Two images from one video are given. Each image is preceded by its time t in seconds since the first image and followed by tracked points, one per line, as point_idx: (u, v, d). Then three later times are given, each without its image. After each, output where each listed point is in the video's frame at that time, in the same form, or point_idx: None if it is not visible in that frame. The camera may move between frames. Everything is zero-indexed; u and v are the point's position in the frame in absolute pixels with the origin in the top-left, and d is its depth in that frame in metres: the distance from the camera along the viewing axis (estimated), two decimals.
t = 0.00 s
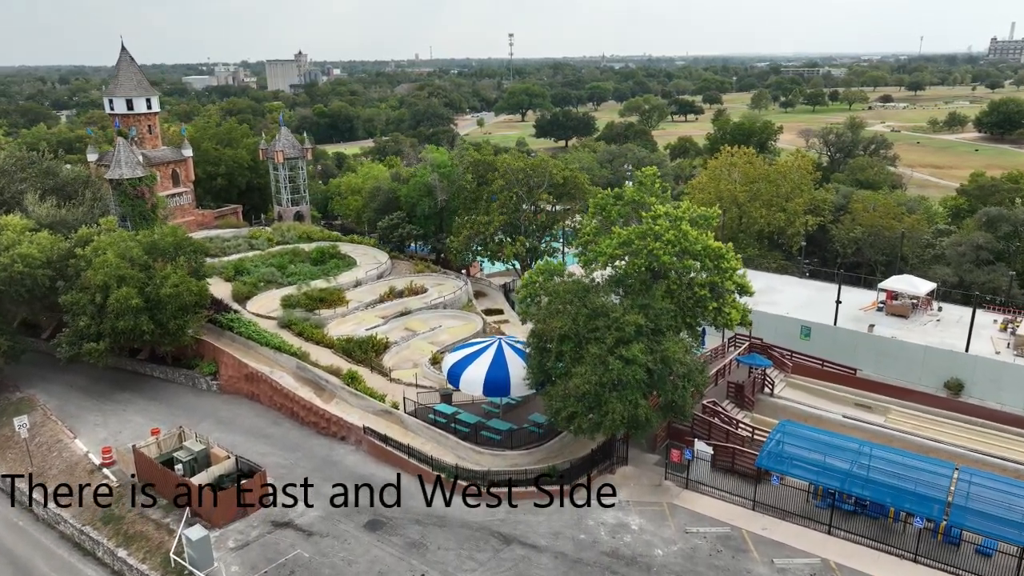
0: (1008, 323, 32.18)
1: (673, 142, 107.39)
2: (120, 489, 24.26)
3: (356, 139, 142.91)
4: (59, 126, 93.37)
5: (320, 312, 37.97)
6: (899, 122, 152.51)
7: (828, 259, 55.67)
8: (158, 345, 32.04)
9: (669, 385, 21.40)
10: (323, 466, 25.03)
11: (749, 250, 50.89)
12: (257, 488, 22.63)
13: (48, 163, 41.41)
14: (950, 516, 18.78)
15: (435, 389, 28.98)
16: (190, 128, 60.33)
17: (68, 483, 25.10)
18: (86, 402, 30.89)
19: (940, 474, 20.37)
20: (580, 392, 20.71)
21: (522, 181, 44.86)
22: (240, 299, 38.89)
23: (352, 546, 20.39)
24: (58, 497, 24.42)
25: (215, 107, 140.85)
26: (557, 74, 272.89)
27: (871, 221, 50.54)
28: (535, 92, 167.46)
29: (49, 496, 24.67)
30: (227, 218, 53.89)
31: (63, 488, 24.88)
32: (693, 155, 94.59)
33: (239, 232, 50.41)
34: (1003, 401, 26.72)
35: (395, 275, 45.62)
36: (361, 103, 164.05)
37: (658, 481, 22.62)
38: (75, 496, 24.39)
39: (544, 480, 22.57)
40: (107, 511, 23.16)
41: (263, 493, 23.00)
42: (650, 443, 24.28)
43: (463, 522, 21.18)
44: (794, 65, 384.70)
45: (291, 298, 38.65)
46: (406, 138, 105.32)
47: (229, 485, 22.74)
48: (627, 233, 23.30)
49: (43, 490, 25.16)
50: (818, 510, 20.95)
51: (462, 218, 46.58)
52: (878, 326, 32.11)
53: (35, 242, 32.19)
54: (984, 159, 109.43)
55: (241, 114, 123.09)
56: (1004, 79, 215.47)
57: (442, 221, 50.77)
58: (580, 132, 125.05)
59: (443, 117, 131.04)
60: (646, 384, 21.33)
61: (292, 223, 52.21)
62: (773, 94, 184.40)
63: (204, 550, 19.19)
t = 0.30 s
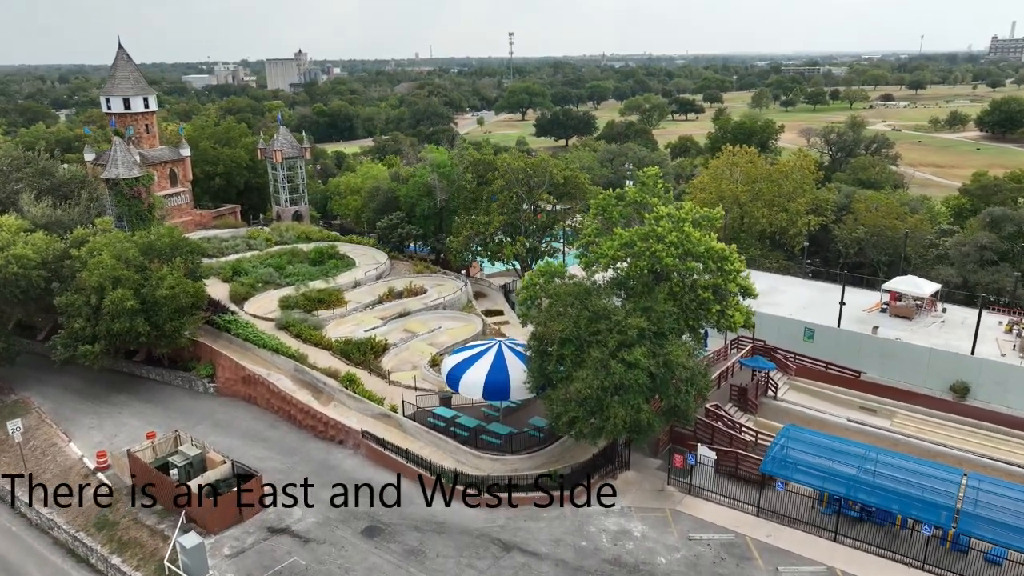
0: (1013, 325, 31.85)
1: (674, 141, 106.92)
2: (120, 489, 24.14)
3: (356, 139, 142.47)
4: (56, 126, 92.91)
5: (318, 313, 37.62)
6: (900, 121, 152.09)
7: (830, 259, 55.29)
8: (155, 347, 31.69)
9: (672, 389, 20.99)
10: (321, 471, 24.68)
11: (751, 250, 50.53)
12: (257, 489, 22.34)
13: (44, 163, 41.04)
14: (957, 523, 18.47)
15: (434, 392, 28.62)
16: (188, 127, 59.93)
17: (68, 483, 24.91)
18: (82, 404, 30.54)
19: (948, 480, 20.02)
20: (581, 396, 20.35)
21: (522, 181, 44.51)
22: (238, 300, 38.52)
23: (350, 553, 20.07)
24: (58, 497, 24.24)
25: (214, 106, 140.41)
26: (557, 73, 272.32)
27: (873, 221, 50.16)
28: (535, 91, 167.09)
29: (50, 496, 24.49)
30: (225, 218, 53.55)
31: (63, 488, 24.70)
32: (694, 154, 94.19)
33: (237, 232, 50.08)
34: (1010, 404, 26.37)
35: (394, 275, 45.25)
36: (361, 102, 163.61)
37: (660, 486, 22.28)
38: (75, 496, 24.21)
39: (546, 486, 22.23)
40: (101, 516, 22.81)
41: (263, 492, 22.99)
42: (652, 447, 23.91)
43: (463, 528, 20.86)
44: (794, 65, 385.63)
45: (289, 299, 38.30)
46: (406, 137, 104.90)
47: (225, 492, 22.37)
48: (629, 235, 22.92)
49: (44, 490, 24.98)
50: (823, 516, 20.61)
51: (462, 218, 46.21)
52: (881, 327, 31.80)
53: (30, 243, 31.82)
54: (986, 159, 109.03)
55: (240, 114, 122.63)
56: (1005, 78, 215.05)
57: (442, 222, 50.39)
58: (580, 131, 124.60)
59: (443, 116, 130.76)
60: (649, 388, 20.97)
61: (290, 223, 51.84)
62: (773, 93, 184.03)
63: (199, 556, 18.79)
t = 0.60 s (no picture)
0: (1020, 328, 31.47)
1: (674, 141, 106.57)
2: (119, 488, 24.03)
3: (355, 138, 142.00)
4: (55, 125, 92.61)
5: (316, 315, 37.20)
6: (902, 121, 151.56)
7: (833, 260, 54.90)
8: (150, 350, 31.29)
9: (675, 395, 20.59)
10: (318, 477, 24.29)
11: (753, 251, 50.12)
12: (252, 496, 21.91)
13: (40, 163, 40.58)
14: (968, 533, 18.10)
15: (433, 396, 28.22)
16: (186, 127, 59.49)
17: (68, 483, 24.64)
18: (76, 408, 30.15)
19: (957, 488, 19.67)
20: (583, 402, 19.95)
21: (522, 181, 44.12)
22: (235, 301, 38.11)
23: (347, 562, 19.67)
24: (59, 497, 24.01)
25: (214, 106, 140.03)
26: (558, 72, 271.79)
27: (876, 221, 49.72)
28: (535, 90, 166.73)
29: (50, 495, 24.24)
30: (224, 218, 53.17)
31: (63, 488, 24.43)
32: (695, 154, 93.77)
33: (235, 233, 49.69)
34: (1017, 409, 26.08)
35: (393, 276, 44.82)
36: (360, 101, 163.14)
37: (663, 494, 21.88)
38: (75, 497, 23.99)
39: (546, 493, 21.86)
40: (94, 523, 22.41)
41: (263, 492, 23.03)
42: (655, 453, 23.50)
43: (462, 536, 20.48)
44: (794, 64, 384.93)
45: (287, 301, 37.92)
46: (405, 137, 104.53)
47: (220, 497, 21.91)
48: (631, 237, 22.47)
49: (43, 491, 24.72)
50: (829, 524, 20.25)
51: (461, 218, 45.79)
52: (886, 330, 31.41)
53: (24, 244, 31.39)
54: (987, 159, 108.55)
55: (239, 113, 122.23)
56: (1006, 78, 214.51)
57: (441, 222, 49.98)
58: (581, 131, 124.14)
59: (443, 116, 130.47)
60: (652, 393, 20.56)
61: (288, 224, 51.45)
62: (774, 92, 183.60)
63: (191, 565, 18.36)
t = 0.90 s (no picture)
0: None
1: (675, 141, 106.11)
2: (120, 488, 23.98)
3: (355, 138, 141.39)
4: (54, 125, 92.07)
5: (314, 318, 36.71)
6: (903, 121, 151.01)
7: (836, 261, 54.38)
8: (145, 354, 30.77)
9: (680, 403, 20.09)
10: (314, 485, 23.78)
11: (755, 252, 49.59)
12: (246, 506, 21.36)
13: (34, 163, 40.01)
14: (982, 546, 17.60)
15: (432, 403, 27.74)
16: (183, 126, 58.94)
17: (67, 484, 24.53)
18: (69, 413, 29.63)
19: (970, 499, 19.17)
20: (585, 411, 19.43)
21: (523, 182, 43.62)
22: (232, 304, 37.61)
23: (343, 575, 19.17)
24: (58, 497, 23.84)
25: (213, 105, 139.44)
26: (558, 71, 272.55)
27: (880, 222, 49.20)
28: (535, 90, 166.25)
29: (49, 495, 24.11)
30: (221, 219, 52.67)
31: (63, 488, 24.31)
32: (696, 154, 93.25)
33: (233, 234, 49.20)
34: None
35: (392, 278, 44.30)
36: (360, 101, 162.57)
37: (667, 503, 21.38)
38: (75, 497, 23.84)
39: (548, 503, 21.35)
40: (85, 534, 21.91)
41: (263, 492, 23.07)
42: (658, 462, 23.03)
43: (461, 548, 19.98)
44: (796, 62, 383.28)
45: (284, 304, 37.43)
46: (405, 137, 104.01)
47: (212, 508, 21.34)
48: (634, 241, 21.92)
49: (42, 493, 24.54)
50: (838, 536, 19.75)
51: (461, 220, 45.27)
52: (892, 334, 30.93)
53: (16, 247, 30.84)
54: (989, 159, 108.00)
55: (238, 113, 121.69)
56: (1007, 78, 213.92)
57: (441, 223, 49.47)
58: (581, 130, 123.59)
59: (443, 115, 129.96)
60: (657, 401, 20.05)
61: (286, 225, 50.94)
62: (774, 92, 183.05)
63: None
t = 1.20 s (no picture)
0: None
1: (676, 141, 105.50)
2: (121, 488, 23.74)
3: (355, 138, 140.76)
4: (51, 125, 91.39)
5: (311, 322, 36.12)
6: (905, 120, 150.36)
7: (840, 263, 53.77)
8: (138, 360, 30.17)
9: (685, 413, 19.49)
10: (310, 496, 23.23)
11: (758, 254, 48.98)
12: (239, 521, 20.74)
13: (27, 165, 39.38)
14: (1000, 564, 16.98)
15: (431, 410, 27.14)
16: (179, 127, 58.24)
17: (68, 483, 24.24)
18: (60, 420, 29.03)
19: (986, 514, 18.54)
20: (588, 422, 18.82)
21: (523, 183, 43.04)
22: (227, 308, 36.99)
23: None
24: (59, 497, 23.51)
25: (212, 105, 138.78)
26: (558, 71, 271.97)
27: (885, 223, 48.60)
28: (535, 89, 165.62)
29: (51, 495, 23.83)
30: (218, 221, 52.05)
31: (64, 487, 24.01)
32: (697, 154, 92.64)
33: (229, 236, 48.61)
34: None
35: (390, 281, 43.68)
36: (359, 100, 161.84)
37: (672, 516, 20.77)
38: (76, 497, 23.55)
39: (549, 515, 20.73)
40: (74, 547, 21.34)
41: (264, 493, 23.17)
42: (663, 472, 22.42)
43: (461, 563, 19.40)
44: (795, 62, 382.90)
45: (281, 307, 36.86)
46: (404, 136, 103.38)
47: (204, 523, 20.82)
48: (638, 246, 21.26)
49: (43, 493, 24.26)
50: (849, 551, 19.15)
51: (461, 221, 44.68)
52: (900, 340, 30.35)
53: (7, 250, 30.22)
54: (992, 159, 107.34)
55: (237, 113, 121.04)
56: (1008, 77, 213.35)
57: (440, 225, 48.87)
58: (581, 130, 122.99)
59: (443, 115, 129.39)
60: (662, 411, 19.45)
61: (284, 226, 50.34)
62: (775, 91, 182.41)
63: None
